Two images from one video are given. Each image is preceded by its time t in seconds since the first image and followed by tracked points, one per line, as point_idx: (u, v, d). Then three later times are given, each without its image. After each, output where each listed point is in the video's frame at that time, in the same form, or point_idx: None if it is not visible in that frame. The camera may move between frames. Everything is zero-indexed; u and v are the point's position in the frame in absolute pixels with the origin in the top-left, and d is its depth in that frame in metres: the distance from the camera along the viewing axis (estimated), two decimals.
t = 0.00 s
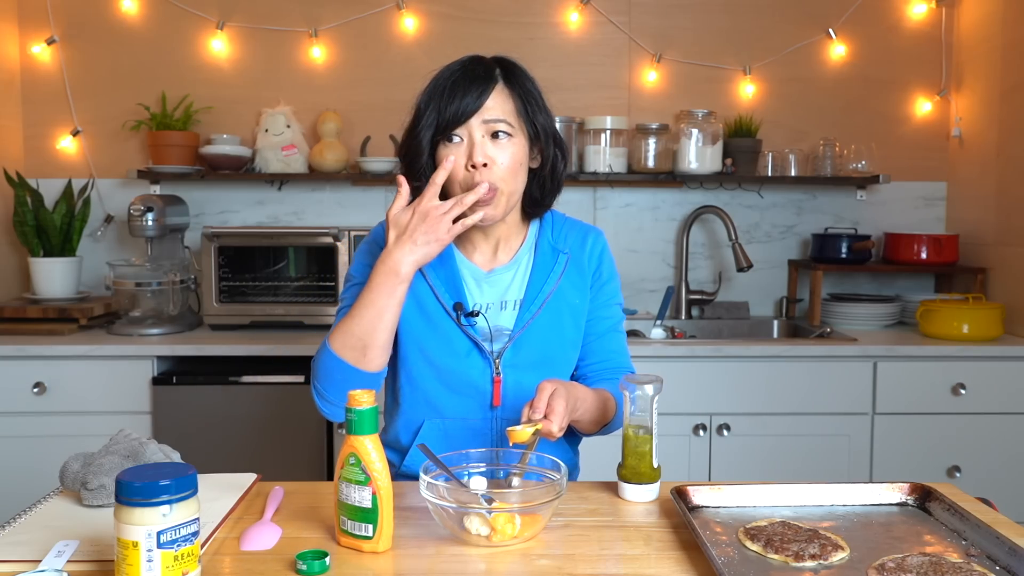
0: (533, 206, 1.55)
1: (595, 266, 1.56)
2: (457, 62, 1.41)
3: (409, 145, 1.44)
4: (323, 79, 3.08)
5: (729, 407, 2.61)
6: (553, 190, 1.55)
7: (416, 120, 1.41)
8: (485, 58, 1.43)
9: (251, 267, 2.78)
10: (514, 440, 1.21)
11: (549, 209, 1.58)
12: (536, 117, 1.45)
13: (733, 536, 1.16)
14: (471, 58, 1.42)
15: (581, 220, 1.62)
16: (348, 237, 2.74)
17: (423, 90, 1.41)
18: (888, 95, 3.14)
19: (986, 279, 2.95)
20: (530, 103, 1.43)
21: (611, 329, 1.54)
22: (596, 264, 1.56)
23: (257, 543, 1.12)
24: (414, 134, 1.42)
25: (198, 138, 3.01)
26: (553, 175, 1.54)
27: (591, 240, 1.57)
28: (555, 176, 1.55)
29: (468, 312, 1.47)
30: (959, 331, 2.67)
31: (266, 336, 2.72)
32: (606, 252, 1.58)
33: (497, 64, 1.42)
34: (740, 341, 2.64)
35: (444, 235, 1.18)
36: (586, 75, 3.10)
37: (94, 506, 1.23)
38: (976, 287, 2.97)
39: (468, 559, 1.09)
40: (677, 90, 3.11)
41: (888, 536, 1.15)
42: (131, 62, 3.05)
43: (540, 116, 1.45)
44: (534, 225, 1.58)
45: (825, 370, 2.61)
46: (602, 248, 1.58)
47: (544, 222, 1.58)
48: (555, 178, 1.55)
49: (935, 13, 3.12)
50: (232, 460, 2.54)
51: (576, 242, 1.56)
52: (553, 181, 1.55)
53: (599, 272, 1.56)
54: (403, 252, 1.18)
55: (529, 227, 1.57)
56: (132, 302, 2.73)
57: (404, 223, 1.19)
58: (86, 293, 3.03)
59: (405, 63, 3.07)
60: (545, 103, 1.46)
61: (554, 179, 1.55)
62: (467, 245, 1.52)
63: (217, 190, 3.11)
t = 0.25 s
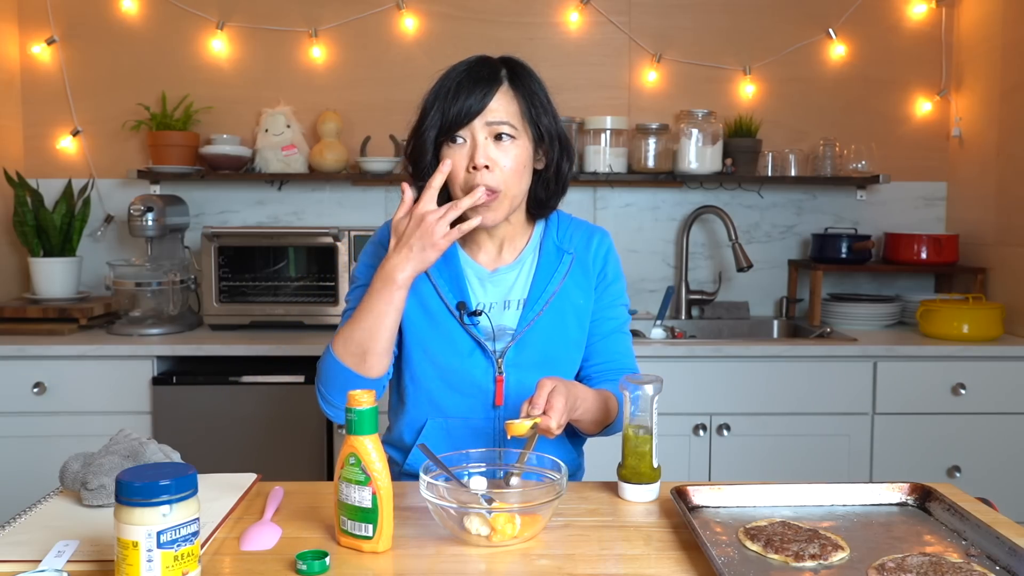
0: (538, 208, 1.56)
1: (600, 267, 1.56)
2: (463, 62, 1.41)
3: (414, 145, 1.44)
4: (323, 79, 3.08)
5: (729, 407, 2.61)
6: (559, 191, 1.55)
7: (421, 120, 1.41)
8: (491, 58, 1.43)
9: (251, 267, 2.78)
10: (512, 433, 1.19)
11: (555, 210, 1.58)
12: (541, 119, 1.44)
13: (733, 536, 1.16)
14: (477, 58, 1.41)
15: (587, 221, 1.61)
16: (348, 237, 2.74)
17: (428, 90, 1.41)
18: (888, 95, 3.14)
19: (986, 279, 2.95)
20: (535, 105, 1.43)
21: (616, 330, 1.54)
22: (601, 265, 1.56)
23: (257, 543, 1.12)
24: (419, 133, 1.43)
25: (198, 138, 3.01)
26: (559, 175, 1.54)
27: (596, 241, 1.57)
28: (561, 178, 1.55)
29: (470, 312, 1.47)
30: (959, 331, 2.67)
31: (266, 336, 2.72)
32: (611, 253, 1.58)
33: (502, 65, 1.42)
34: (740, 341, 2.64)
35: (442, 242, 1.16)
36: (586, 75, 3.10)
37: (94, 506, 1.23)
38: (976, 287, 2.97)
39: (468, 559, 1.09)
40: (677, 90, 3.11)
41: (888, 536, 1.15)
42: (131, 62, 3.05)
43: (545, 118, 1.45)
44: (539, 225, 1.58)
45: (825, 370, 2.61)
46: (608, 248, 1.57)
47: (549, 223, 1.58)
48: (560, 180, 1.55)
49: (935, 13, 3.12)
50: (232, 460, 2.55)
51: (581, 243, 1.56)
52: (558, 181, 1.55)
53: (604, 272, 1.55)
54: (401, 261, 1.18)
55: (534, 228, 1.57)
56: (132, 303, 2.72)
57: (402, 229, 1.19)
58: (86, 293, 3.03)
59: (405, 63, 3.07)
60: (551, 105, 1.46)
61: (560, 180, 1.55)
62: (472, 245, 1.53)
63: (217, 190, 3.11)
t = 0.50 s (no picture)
0: (541, 208, 1.56)
1: (602, 268, 1.56)
2: (468, 64, 1.40)
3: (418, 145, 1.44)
4: (323, 79, 3.08)
5: (729, 407, 2.61)
6: (562, 193, 1.55)
7: (425, 122, 1.41)
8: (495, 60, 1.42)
9: (250, 267, 2.78)
10: (516, 430, 1.19)
11: (559, 210, 1.58)
12: (545, 122, 1.45)
13: (733, 536, 1.16)
14: (481, 60, 1.41)
15: (590, 221, 1.61)
16: (348, 237, 2.74)
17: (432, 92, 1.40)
18: (888, 95, 3.14)
19: (986, 279, 2.95)
20: (539, 108, 1.43)
21: (618, 330, 1.54)
22: (603, 265, 1.56)
23: (257, 543, 1.12)
24: (423, 135, 1.42)
25: (198, 138, 3.01)
26: (562, 175, 1.54)
27: (599, 241, 1.56)
28: (565, 179, 1.55)
29: (471, 312, 1.47)
30: (959, 331, 2.67)
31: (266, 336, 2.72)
32: (614, 253, 1.58)
33: (507, 67, 1.42)
34: (740, 341, 2.64)
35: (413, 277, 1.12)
36: (586, 75, 3.10)
37: (94, 505, 1.23)
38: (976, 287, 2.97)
39: (468, 559, 1.09)
40: (677, 90, 3.11)
41: (888, 536, 1.15)
42: (130, 62, 3.05)
43: (549, 121, 1.45)
44: (542, 225, 1.58)
45: (825, 370, 2.61)
46: (610, 249, 1.57)
47: (552, 221, 1.58)
48: (564, 181, 1.55)
49: (934, 13, 3.12)
50: (232, 460, 2.55)
51: (584, 243, 1.55)
52: (561, 182, 1.55)
53: (606, 273, 1.55)
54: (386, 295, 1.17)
55: (536, 228, 1.58)
56: (132, 302, 2.72)
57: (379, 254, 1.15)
58: (86, 293, 3.03)
59: (405, 63, 3.07)
60: (555, 106, 1.46)
61: (563, 180, 1.54)
62: (474, 244, 1.53)
63: (217, 190, 3.11)
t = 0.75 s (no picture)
0: (540, 210, 1.56)
1: (602, 268, 1.55)
2: (471, 65, 1.40)
3: (420, 146, 1.45)
4: (323, 79, 3.08)
5: (729, 407, 2.61)
6: (562, 193, 1.56)
7: (428, 122, 1.41)
8: (498, 61, 1.41)
9: (251, 267, 2.78)
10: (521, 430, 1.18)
11: (559, 211, 1.59)
12: (547, 125, 1.45)
13: (733, 536, 1.16)
14: (485, 61, 1.40)
15: (591, 222, 1.61)
16: (348, 237, 2.74)
17: (436, 93, 1.40)
18: (888, 95, 3.14)
19: (986, 279, 2.95)
20: (541, 110, 1.43)
21: (618, 331, 1.54)
22: (603, 265, 1.55)
23: (257, 543, 1.12)
24: (426, 136, 1.43)
25: (198, 138, 3.01)
26: (562, 176, 1.54)
27: (598, 241, 1.56)
28: (566, 181, 1.55)
29: (469, 312, 1.47)
30: (959, 331, 2.67)
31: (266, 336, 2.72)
32: (614, 253, 1.58)
33: (510, 69, 1.41)
34: (740, 341, 2.64)
35: (372, 311, 1.19)
36: (587, 75, 3.10)
37: (94, 506, 1.23)
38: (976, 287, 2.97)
39: (468, 559, 1.09)
40: (677, 90, 3.11)
41: (888, 536, 1.15)
42: (131, 62, 3.05)
43: (551, 123, 1.45)
44: (543, 226, 1.58)
45: (825, 370, 2.61)
46: (610, 249, 1.57)
47: (553, 222, 1.58)
48: (565, 184, 1.55)
49: (934, 13, 3.12)
50: (232, 460, 2.55)
51: (583, 243, 1.55)
52: (562, 182, 1.55)
53: (606, 273, 1.55)
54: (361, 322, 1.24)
55: (537, 229, 1.58)
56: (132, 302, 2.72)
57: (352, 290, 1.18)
58: (86, 293, 3.03)
59: (405, 63, 3.07)
60: (557, 109, 1.46)
61: (564, 181, 1.55)
62: (474, 244, 1.54)
63: (217, 190, 3.11)
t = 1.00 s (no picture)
0: (538, 210, 1.57)
1: (600, 268, 1.55)
2: (469, 64, 1.40)
3: (419, 146, 1.44)
4: (323, 79, 3.08)
5: (729, 407, 2.61)
6: (560, 193, 1.56)
7: (427, 123, 1.41)
8: (497, 61, 1.41)
9: (251, 267, 2.78)
10: (522, 431, 1.19)
11: (557, 211, 1.59)
12: (546, 125, 1.45)
13: (733, 536, 1.16)
14: (483, 61, 1.40)
15: (589, 223, 1.61)
16: (348, 237, 2.74)
17: (434, 93, 1.40)
18: (888, 94, 3.14)
19: (986, 279, 2.95)
20: (540, 110, 1.43)
21: (616, 331, 1.54)
22: (601, 265, 1.55)
23: (257, 543, 1.12)
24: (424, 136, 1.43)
25: (198, 138, 3.01)
26: (561, 176, 1.54)
27: (596, 242, 1.56)
28: (564, 181, 1.55)
29: (466, 312, 1.47)
30: (959, 331, 2.67)
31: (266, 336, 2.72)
32: (612, 254, 1.57)
33: (509, 69, 1.41)
34: (740, 341, 2.64)
35: (358, 324, 1.20)
36: (586, 75, 3.10)
37: (94, 506, 1.23)
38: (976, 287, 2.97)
39: (468, 559, 1.09)
40: (677, 90, 3.11)
41: (888, 536, 1.15)
42: (131, 62, 3.05)
43: (550, 123, 1.45)
44: (541, 225, 1.58)
45: (825, 370, 2.61)
46: (608, 249, 1.57)
47: (551, 222, 1.58)
48: (563, 183, 1.55)
49: (935, 13, 3.12)
50: (232, 460, 2.55)
51: (581, 243, 1.55)
52: (560, 182, 1.55)
53: (604, 273, 1.55)
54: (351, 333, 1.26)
55: (534, 228, 1.58)
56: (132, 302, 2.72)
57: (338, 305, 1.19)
58: (86, 293, 3.03)
59: (405, 63, 3.07)
60: (556, 109, 1.46)
61: (562, 180, 1.55)
62: (472, 244, 1.54)
63: (217, 190, 3.11)
